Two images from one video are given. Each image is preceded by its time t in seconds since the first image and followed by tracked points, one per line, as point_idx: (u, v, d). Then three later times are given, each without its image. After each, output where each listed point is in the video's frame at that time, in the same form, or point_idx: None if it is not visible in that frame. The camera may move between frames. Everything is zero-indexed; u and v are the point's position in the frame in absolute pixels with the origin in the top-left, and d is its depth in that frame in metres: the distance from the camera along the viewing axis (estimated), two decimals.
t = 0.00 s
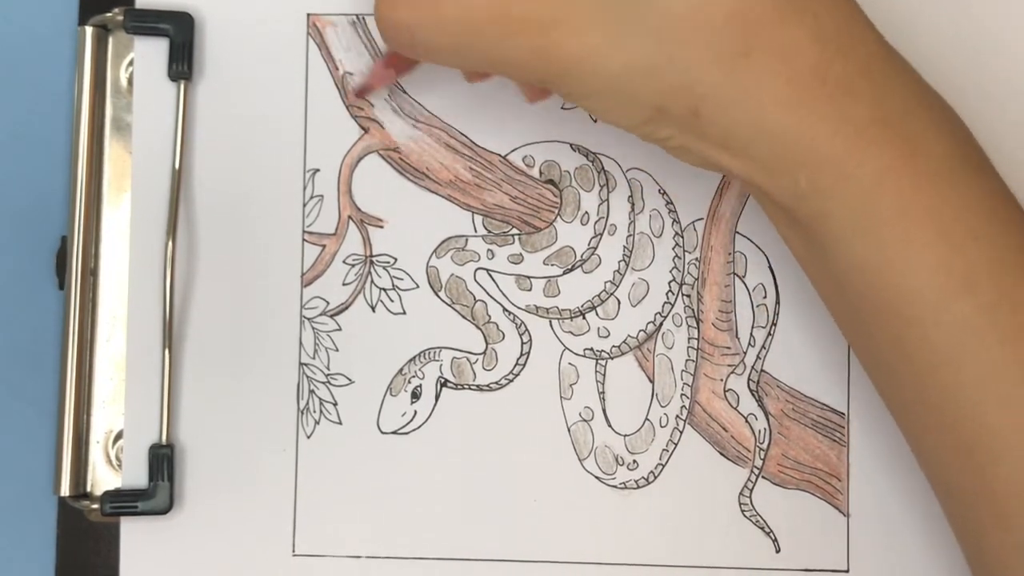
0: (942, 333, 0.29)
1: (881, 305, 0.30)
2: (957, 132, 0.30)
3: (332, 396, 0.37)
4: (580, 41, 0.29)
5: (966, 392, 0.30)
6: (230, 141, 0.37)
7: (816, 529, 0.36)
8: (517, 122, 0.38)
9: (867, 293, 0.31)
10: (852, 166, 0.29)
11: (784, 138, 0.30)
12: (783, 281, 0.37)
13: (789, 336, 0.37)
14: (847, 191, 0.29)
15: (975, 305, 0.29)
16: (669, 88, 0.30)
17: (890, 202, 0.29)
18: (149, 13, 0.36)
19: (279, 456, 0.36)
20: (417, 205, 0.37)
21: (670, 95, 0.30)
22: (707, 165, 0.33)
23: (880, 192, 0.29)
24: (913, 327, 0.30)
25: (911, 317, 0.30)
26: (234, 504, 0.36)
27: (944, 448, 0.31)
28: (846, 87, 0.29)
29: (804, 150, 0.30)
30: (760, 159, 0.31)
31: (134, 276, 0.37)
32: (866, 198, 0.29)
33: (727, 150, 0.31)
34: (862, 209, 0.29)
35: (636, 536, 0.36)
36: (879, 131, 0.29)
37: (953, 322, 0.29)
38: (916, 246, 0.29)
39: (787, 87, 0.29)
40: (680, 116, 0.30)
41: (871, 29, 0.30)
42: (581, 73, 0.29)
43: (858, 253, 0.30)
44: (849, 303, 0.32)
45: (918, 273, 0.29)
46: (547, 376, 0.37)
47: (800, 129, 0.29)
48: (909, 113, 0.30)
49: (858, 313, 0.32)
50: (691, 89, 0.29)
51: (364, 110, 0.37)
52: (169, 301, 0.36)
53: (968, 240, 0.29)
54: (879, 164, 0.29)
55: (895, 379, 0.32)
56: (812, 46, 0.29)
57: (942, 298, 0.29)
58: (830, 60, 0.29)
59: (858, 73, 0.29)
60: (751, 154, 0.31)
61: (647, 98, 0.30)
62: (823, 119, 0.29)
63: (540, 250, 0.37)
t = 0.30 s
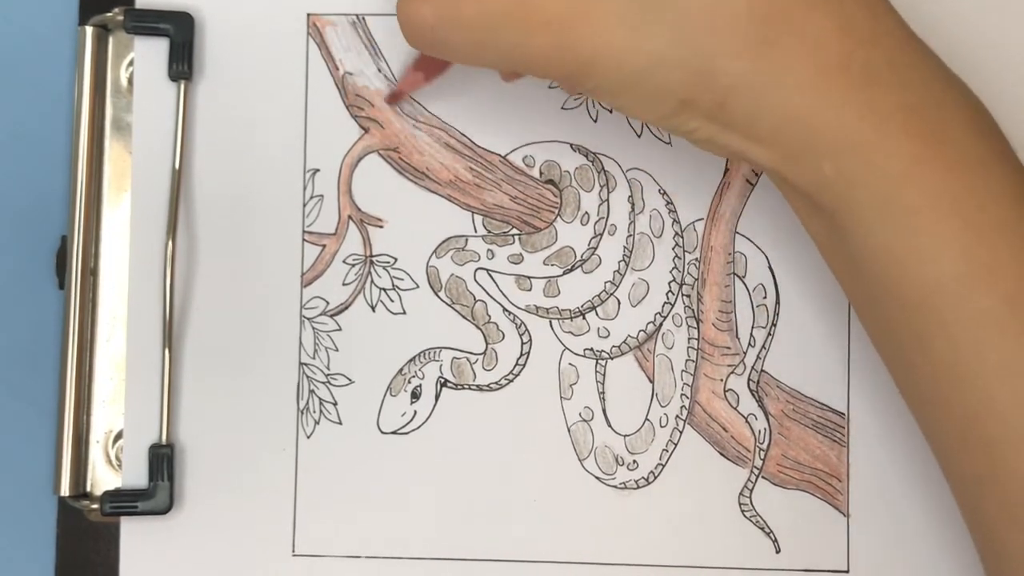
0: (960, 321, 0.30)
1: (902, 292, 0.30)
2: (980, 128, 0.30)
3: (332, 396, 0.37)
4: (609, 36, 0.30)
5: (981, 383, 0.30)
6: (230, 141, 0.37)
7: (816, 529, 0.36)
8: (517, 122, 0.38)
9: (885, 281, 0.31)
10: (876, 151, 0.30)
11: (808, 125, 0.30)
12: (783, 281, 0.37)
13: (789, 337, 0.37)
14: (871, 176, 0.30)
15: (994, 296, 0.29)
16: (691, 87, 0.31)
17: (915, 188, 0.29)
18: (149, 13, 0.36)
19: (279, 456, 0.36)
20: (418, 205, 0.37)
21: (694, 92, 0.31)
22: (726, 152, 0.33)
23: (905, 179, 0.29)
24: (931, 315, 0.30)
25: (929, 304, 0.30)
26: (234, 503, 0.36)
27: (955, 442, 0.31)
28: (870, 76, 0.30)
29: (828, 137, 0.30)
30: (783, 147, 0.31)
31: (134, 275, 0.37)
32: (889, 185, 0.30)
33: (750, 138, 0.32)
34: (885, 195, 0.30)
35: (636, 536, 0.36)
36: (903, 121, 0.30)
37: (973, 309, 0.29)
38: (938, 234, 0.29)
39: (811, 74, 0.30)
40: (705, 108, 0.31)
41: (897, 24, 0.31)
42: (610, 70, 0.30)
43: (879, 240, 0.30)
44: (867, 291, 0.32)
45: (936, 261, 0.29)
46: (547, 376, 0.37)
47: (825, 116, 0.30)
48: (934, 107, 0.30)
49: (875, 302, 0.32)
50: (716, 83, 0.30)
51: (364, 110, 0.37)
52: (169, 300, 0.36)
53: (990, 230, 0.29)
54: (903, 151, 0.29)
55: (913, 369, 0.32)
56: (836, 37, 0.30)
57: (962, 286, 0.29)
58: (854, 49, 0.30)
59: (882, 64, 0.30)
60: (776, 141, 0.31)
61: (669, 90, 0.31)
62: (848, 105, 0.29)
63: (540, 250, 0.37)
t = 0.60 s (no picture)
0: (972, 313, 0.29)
1: (902, 285, 0.30)
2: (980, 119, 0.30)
3: (331, 396, 0.37)
4: (597, 13, 0.28)
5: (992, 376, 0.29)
6: (230, 141, 0.37)
7: (816, 528, 0.36)
8: (517, 121, 0.38)
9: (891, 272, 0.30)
10: (880, 145, 0.29)
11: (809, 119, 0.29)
12: (783, 281, 0.37)
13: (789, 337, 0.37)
14: (870, 172, 0.29)
15: (1005, 289, 0.29)
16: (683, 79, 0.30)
17: (921, 180, 0.29)
18: (149, 12, 0.36)
19: (279, 455, 0.36)
20: (418, 205, 0.37)
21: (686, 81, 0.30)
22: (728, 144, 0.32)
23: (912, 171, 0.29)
24: (939, 306, 0.30)
25: (932, 297, 0.30)
26: (233, 503, 0.36)
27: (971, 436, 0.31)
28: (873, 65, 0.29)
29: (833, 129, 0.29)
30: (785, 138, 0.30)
31: (134, 275, 0.37)
32: (894, 179, 0.29)
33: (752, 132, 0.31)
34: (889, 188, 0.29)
35: (636, 535, 0.36)
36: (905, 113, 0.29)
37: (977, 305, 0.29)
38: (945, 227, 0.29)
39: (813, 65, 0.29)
40: (705, 97, 0.30)
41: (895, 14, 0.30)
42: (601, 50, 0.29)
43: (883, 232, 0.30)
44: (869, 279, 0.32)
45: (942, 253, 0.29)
46: (547, 376, 0.37)
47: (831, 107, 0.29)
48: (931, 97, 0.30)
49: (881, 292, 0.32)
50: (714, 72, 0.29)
51: (364, 110, 0.37)
52: (169, 300, 0.36)
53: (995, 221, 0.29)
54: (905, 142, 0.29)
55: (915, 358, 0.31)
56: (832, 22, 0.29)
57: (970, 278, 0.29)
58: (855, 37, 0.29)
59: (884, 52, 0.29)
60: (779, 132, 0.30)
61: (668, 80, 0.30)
62: (851, 96, 0.29)
63: (540, 250, 0.37)
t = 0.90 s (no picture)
0: (908, 337, 0.31)
1: (844, 312, 0.32)
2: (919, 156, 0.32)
3: (328, 393, 0.37)
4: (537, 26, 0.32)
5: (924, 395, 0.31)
6: (228, 139, 0.37)
7: (813, 528, 0.36)
8: (514, 119, 0.38)
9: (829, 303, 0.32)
10: (811, 182, 0.31)
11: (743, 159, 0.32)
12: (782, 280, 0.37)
13: (786, 335, 0.37)
14: (804, 205, 0.32)
15: (938, 316, 0.30)
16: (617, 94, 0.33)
17: (855, 220, 0.31)
18: (148, 10, 0.36)
19: (275, 453, 0.36)
20: (415, 203, 0.37)
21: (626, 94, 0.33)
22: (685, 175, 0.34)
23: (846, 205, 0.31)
24: (885, 338, 0.31)
25: (873, 322, 0.31)
26: (230, 501, 0.36)
27: (915, 449, 0.32)
28: (807, 108, 0.31)
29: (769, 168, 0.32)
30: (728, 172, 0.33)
31: (132, 272, 0.37)
32: (828, 217, 0.31)
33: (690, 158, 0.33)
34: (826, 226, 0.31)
35: (633, 534, 0.36)
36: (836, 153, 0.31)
37: (915, 328, 0.31)
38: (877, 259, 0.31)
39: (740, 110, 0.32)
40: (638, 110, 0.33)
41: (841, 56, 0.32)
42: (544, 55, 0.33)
43: (821, 264, 0.32)
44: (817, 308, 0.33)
45: (878, 284, 0.31)
46: (545, 375, 0.37)
47: (767, 149, 0.32)
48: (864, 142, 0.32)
49: (823, 322, 0.33)
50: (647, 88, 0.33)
51: (362, 108, 0.37)
52: (167, 296, 0.36)
53: (925, 253, 0.31)
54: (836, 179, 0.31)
55: (856, 378, 0.33)
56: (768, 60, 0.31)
57: (902, 306, 0.31)
58: (783, 76, 0.31)
59: (817, 93, 0.31)
60: (718, 167, 0.33)
61: (604, 90, 0.33)
62: (783, 136, 0.31)
63: (537, 248, 0.37)
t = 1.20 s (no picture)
0: (907, 352, 0.30)
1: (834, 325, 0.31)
2: (916, 171, 0.31)
3: (328, 393, 0.37)
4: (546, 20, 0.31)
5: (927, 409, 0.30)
6: (227, 139, 0.37)
7: (813, 528, 0.36)
8: (514, 120, 0.38)
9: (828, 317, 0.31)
10: (809, 195, 0.31)
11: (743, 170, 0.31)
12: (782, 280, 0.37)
13: (786, 335, 0.37)
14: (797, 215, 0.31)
15: (935, 333, 0.30)
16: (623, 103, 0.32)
17: (849, 233, 0.30)
18: (147, 10, 0.36)
19: (276, 453, 0.36)
20: (416, 203, 0.37)
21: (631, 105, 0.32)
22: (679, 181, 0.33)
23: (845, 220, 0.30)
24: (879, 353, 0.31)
25: (867, 337, 0.31)
26: (230, 501, 0.36)
27: (905, 457, 0.32)
28: (803, 119, 0.31)
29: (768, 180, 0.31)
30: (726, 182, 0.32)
31: (132, 271, 0.37)
32: (818, 227, 0.31)
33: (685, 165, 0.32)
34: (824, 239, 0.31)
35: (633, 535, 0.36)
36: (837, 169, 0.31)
37: (914, 343, 0.30)
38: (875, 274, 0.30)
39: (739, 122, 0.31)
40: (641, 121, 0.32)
41: (844, 69, 0.31)
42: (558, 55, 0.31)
43: (815, 276, 0.31)
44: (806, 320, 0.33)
45: (871, 297, 0.30)
46: (545, 375, 0.37)
47: (763, 159, 0.31)
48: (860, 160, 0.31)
49: (820, 336, 0.32)
50: (652, 95, 0.31)
51: (362, 109, 0.37)
52: (167, 296, 0.36)
53: (924, 268, 0.30)
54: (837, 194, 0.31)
55: (851, 393, 0.32)
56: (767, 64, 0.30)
57: (896, 323, 0.30)
58: (788, 90, 0.30)
59: (817, 107, 0.31)
60: (716, 177, 0.32)
61: (609, 97, 0.32)
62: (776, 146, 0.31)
63: (537, 248, 0.37)
